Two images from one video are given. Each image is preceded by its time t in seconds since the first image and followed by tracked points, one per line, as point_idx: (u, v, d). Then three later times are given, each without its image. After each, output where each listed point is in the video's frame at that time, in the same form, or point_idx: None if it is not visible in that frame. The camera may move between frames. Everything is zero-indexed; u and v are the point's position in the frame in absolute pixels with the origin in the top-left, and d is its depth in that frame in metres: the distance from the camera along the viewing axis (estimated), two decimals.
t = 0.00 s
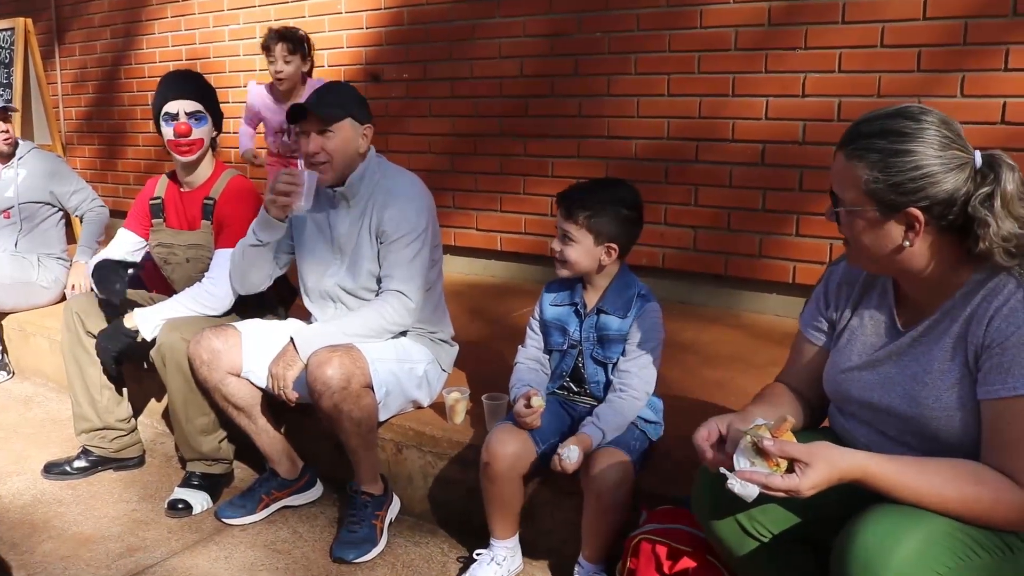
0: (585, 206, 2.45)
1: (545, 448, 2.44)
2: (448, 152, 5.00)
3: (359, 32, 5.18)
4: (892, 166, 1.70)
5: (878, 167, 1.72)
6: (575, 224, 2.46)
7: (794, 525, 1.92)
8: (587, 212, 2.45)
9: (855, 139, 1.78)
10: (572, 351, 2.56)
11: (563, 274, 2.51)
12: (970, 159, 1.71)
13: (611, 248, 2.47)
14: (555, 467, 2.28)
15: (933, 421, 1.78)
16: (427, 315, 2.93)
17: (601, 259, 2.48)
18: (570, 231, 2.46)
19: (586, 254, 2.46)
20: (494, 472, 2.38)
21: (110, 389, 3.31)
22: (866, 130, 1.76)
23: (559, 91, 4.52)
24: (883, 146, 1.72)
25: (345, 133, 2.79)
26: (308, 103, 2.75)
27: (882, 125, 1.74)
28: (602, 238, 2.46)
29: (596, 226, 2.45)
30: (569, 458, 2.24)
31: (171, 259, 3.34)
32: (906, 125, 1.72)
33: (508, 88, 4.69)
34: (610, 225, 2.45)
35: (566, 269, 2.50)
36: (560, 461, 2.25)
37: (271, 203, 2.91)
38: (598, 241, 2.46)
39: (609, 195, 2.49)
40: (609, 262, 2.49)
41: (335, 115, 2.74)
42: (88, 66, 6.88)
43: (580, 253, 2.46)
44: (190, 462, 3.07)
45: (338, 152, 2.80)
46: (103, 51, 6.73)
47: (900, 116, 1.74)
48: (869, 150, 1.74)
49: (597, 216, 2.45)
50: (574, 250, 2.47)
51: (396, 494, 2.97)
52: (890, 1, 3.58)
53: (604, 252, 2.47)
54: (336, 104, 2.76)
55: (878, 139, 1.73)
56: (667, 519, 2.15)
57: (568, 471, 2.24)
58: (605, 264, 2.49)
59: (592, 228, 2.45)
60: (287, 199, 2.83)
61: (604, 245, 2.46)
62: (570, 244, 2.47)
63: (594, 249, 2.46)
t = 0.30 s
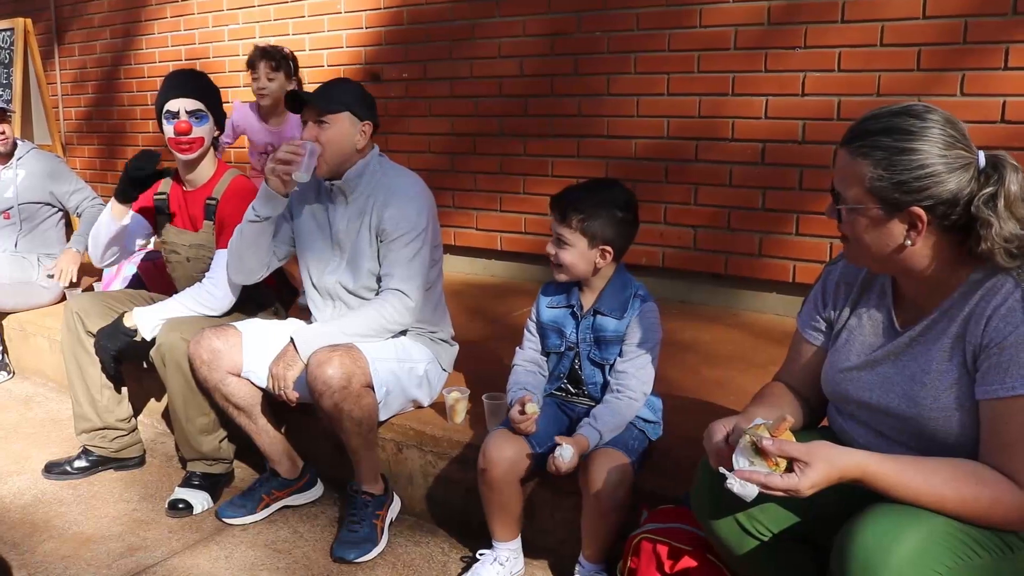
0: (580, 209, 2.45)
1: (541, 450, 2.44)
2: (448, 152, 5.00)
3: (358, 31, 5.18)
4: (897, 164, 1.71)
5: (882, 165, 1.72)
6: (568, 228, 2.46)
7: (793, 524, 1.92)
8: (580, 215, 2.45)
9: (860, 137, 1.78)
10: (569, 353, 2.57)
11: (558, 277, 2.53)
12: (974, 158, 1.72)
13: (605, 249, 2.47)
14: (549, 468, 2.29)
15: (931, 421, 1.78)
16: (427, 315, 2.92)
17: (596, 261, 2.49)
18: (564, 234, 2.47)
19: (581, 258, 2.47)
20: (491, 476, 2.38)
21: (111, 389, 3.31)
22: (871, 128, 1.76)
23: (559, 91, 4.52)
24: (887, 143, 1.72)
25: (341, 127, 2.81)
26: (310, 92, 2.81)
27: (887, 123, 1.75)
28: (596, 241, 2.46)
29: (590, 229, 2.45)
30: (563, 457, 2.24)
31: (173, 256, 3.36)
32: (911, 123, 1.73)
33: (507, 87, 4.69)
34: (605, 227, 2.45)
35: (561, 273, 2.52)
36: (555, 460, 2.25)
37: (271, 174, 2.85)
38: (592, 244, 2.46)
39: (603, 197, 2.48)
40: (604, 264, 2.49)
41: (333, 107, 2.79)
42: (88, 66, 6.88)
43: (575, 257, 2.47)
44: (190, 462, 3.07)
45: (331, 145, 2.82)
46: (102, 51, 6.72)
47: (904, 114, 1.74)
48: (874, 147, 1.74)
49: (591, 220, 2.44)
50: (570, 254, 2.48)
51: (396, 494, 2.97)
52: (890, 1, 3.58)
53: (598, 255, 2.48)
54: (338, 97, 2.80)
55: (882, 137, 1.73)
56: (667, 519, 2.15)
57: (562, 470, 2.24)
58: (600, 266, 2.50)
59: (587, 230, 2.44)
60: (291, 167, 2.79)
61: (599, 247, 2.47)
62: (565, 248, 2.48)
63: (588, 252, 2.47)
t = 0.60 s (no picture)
0: (578, 212, 2.45)
1: (542, 451, 2.43)
2: (451, 152, 5.01)
3: (361, 31, 5.18)
4: (903, 163, 1.70)
5: (889, 163, 1.71)
6: (566, 232, 2.46)
7: (796, 525, 1.92)
8: (577, 219, 2.45)
9: (866, 134, 1.77)
10: (569, 355, 2.56)
11: (557, 280, 2.53)
12: (979, 158, 1.72)
13: (602, 251, 2.47)
14: (550, 469, 2.30)
15: (935, 422, 1.77)
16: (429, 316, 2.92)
17: (593, 263, 2.49)
18: (562, 238, 2.47)
19: (578, 261, 2.47)
20: (491, 478, 2.38)
21: (114, 388, 3.31)
22: (878, 125, 1.76)
23: (561, 91, 4.52)
24: (894, 142, 1.71)
25: (350, 123, 2.81)
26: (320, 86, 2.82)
27: (894, 121, 1.74)
28: (594, 244, 2.46)
29: (588, 232, 2.44)
30: (563, 459, 2.25)
31: (178, 254, 3.37)
32: (918, 122, 1.72)
33: (510, 87, 4.69)
34: (603, 230, 2.45)
35: (562, 275, 2.51)
36: (555, 461, 2.26)
37: (275, 161, 2.92)
38: (589, 247, 2.46)
39: (602, 200, 2.48)
40: (603, 267, 2.49)
41: (345, 102, 2.79)
42: (91, 66, 6.89)
43: (572, 261, 2.47)
44: (193, 462, 3.07)
45: (337, 140, 2.81)
46: (106, 51, 6.74)
47: (911, 113, 1.74)
48: (880, 146, 1.73)
49: (589, 223, 2.44)
50: (570, 256, 2.47)
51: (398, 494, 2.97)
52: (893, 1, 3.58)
53: (596, 259, 2.48)
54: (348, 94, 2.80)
55: (889, 135, 1.73)
56: (669, 520, 2.14)
57: (561, 472, 2.25)
58: (598, 269, 2.50)
59: (584, 234, 2.44)
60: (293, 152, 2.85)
61: (596, 250, 2.47)
62: (562, 251, 2.48)
63: (585, 255, 2.47)
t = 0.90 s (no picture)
0: (577, 213, 2.45)
1: (541, 451, 2.43)
2: (450, 152, 5.01)
3: (361, 32, 5.18)
4: (907, 159, 1.70)
5: (893, 160, 1.72)
6: (566, 233, 2.46)
7: (796, 525, 1.91)
8: (577, 220, 2.45)
9: (870, 131, 1.77)
10: (568, 355, 2.56)
11: (557, 281, 2.53)
12: (983, 156, 1.72)
13: (602, 252, 2.47)
14: (549, 468, 2.30)
15: (935, 421, 1.77)
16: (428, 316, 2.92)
17: (592, 264, 2.49)
18: (561, 240, 2.47)
19: (578, 262, 2.47)
20: (491, 478, 2.38)
21: (113, 389, 3.31)
22: (881, 122, 1.76)
23: (560, 91, 4.52)
24: (898, 139, 1.72)
25: (353, 120, 2.81)
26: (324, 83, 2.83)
27: (898, 118, 1.74)
28: (593, 245, 2.46)
29: (587, 233, 2.45)
30: (564, 458, 2.25)
31: (177, 254, 3.37)
32: (922, 119, 1.72)
33: (509, 88, 4.70)
34: (602, 230, 2.45)
35: (563, 275, 2.51)
36: (556, 460, 2.26)
37: (279, 152, 2.88)
38: (589, 248, 2.46)
39: (602, 200, 2.48)
40: (602, 268, 2.50)
41: (349, 99, 2.80)
42: (91, 66, 6.89)
43: (572, 261, 2.47)
44: (192, 462, 3.07)
45: (341, 136, 2.80)
46: (105, 52, 6.74)
47: (916, 110, 1.74)
48: (884, 142, 1.73)
49: (588, 223, 2.44)
50: (570, 255, 2.47)
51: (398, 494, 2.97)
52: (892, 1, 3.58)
53: (595, 260, 2.48)
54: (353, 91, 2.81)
55: (893, 132, 1.73)
56: (668, 520, 2.14)
57: (562, 471, 2.25)
58: (598, 270, 2.50)
59: (583, 234, 2.45)
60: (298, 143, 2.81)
61: (596, 251, 2.47)
62: (562, 252, 2.48)
63: (585, 256, 2.47)
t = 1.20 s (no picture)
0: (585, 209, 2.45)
1: (541, 452, 2.43)
2: (450, 152, 5.01)
3: (360, 31, 5.18)
4: (915, 157, 1.70)
5: (901, 157, 1.71)
6: (571, 229, 2.46)
7: (795, 525, 1.92)
8: (584, 216, 2.45)
9: (878, 128, 1.77)
10: (568, 353, 2.56)
11: (558, 278, 2.53)
12: (990, 154, 1.72)
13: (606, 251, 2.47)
14: (550, 468, 2.29)
15: (940, 420, 1.77)
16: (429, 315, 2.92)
17: (596, 262, 2.48)
18: (566, 235, 2.46)
19: (581, 258, 2.47)
20: (491, 479, 2.38)
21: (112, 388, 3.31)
22: (889, 120, 1.76)
23: (560, 91, 4.52)
24: (907, 136, 1.71)
25: (359, 118, 2.82)
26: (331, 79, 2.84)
27: (906, 116, 1.74)
28: (598, 243, 2.46)
29: (593, 230, 2.44)
30: (563, 457, 2.24)
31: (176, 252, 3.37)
32: (930, 116, 1.72)
33: (508, 88, 4.69)
34: (607, 229, 2.45)
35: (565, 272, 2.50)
36: (555, 459, 2.25)
37: (283, 145, 2.86)
38: (594, 245, 2.46)
39: (609, 199, 2.48)
40: (605, 266, 2.49)
41: (356, 97, 2.81)
42: (90, 65, 6.89)
43: (575, 257, 2.47)
44: (190, 462, 3.06)
45: (346, 133, 2.80)
46: (104, 50, 6.73)
47: (924, 108, 1.74)
48: (892, 140, 1.73)
49: (595, 221, 2.44)
50: (573, 252, 2.47)
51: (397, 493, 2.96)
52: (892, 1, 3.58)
53: (598, 258, 2.48)
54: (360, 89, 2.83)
55: (902, 129, 1.72)
56: (669, 520, 2.14)
57: (561, 470, 2.24)
58: (601, 268, 2.49)
59: (589, 231, 2.44)
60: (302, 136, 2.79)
61: (600, 249, 2.47)
62: (566, 248, 2.48)
63: (589, 253, 2.47)
